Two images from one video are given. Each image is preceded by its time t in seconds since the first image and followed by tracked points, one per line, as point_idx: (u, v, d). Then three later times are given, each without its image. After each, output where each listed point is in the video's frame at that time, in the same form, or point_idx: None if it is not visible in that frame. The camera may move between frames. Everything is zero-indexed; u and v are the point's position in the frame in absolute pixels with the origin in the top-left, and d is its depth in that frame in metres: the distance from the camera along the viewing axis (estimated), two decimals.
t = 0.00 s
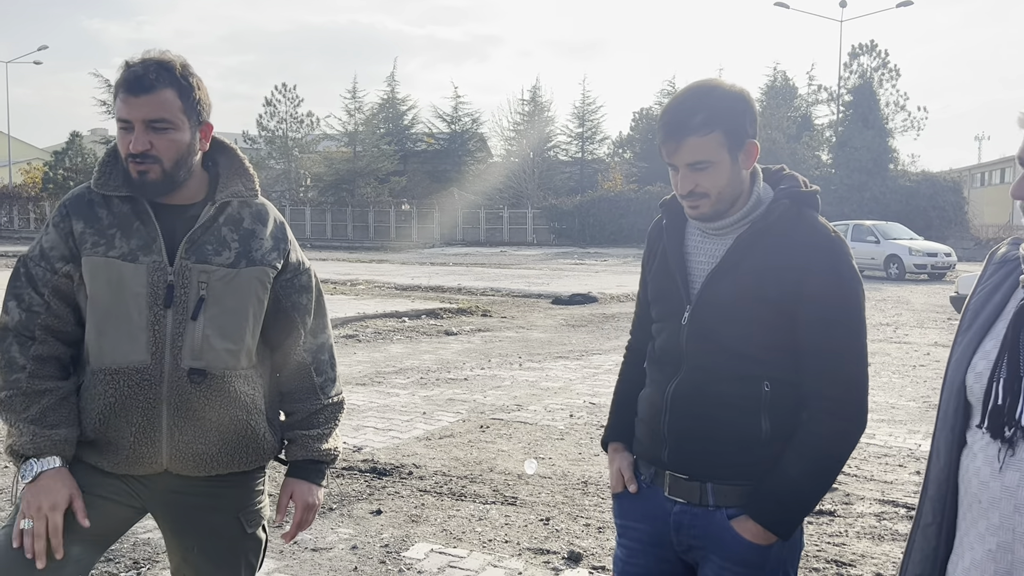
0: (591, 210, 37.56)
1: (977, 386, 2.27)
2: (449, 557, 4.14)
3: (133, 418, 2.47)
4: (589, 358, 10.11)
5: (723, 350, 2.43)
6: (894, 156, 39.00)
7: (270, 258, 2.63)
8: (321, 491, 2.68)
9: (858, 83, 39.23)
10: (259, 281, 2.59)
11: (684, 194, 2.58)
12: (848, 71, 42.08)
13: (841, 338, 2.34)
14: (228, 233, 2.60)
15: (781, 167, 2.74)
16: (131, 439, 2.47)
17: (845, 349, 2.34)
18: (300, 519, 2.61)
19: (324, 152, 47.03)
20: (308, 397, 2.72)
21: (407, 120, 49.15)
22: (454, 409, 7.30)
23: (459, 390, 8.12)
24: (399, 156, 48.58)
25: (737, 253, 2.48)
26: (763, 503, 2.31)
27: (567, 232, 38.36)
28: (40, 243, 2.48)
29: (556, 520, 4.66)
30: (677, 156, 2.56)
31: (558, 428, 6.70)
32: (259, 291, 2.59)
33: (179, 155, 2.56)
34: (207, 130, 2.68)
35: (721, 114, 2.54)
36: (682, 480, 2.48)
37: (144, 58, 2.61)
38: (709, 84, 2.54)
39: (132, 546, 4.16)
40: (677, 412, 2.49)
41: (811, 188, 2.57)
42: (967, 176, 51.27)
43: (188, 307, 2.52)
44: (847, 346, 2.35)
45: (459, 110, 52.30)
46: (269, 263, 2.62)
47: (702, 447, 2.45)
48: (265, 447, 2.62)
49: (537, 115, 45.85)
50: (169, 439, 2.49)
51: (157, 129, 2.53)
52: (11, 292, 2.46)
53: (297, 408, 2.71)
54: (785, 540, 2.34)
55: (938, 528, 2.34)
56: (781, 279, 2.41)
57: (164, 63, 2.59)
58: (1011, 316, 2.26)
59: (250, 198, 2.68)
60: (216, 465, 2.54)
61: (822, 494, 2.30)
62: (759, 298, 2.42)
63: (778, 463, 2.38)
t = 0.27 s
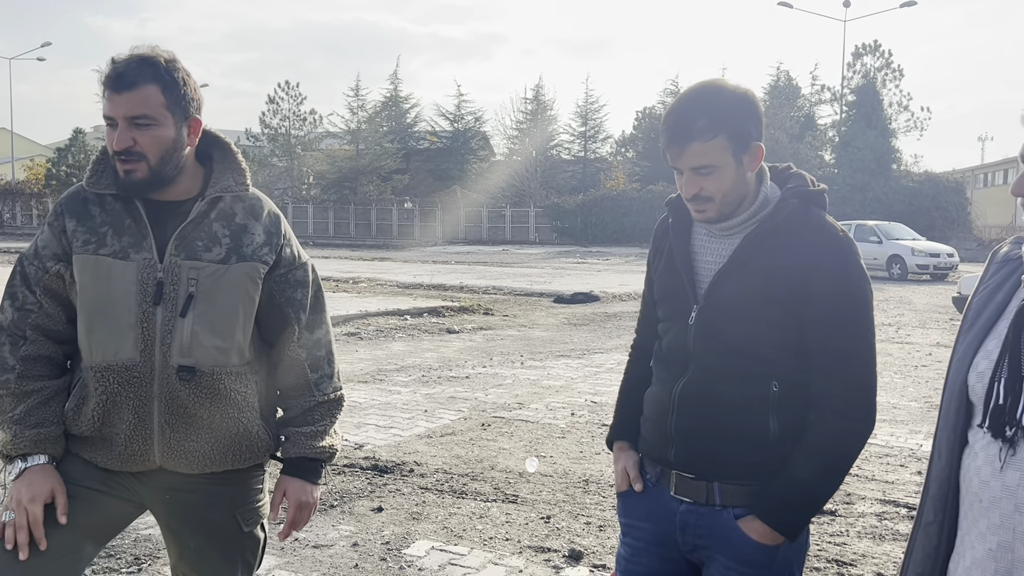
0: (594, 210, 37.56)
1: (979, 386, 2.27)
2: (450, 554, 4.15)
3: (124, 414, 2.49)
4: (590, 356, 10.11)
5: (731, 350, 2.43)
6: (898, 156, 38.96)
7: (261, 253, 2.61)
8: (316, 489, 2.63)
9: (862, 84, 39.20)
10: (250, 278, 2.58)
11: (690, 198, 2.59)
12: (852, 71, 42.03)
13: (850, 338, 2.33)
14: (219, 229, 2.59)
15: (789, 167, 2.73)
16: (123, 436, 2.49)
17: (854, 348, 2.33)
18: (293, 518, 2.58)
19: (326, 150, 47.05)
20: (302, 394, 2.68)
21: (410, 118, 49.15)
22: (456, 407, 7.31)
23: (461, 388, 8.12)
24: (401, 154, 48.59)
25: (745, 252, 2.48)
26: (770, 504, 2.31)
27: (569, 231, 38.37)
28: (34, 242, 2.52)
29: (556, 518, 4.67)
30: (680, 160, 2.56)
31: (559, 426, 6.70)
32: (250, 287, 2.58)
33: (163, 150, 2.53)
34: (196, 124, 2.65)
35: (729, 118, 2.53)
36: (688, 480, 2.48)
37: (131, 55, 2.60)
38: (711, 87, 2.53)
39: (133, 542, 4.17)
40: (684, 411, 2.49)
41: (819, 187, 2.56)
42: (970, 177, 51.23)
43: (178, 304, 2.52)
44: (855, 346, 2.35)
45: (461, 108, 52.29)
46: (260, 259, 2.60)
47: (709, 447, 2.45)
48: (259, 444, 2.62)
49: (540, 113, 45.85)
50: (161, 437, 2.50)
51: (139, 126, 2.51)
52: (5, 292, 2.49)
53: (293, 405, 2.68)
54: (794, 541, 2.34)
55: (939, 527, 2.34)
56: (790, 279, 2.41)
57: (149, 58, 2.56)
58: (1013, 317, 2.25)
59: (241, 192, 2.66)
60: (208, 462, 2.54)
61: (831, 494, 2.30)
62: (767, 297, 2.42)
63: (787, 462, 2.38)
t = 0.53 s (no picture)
0: (594, 209, 37.56)
1: (976, 385, 2.27)
2: (449, 553, 4.15)
3: (118, 413, 2.49)
4: (590, 356, 10.11)
5: (733, 349, 2.43)
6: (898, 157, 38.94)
7: (254, 250, 2.61)
8: (301, 487, 2.61)
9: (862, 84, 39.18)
10: (242, 275, 2.58)
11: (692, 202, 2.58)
12: (852, 72, 42.03)
13: (854, 337, 2.34)
14: (213, 226, 2.59)
15: (790, 167, 2.73)
16: (117, 434, 2.49)
17: (858, 348, 2.34)
18: (276, 514, 2.56)
19: (327, 149, 47.05)
20: (293, 390, 2.68)
21: (411, 118, 49.15)
22: (455, 406, 7.31)
23: (460, 387, 8.12)
24: (402, 153, 48.59)
25: (749, 250, 2.47)
26: (772, 503, 2.31)
27: (570, 230, 38.36)
28: (29, 241, 2.53)
29: (555, 518, 4.66)
30: (682, 164, 2.56)
31: (559, 426, 6.70)
32: (243, 285, 2.58)
33: (152, 150, 2.52)
34: (187, 122, 2.63)
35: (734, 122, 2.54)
36: (689, 479, 2.48)
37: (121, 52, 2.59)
38: (713, 90, 2.54)
39: (132, 540, 4.17)
40: (686, 410, 2.48)
41: (821, 188, 2.57)
42: (971, 178, 51.21)
43: (171, 302, 2.52)
44: (857, 346, 2.36)
45: (462, 108, 52.29)
46: (253, 256, 2.61)
47: (711, 446, 2.44)
48: (253, 441, 2.62)
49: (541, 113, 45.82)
50: (155, 435, 2.50)
51: (128, 125, 2.51)
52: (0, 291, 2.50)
53: (287, 402, 2.68)
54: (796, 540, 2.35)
55: (936, 527, 2.34)
56: (794, 278, 2.41)
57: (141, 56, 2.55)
58: (1010, 316, 2.25)
59: (234, 189, 2.66)
60: (203, 460, 2.54)
61: (834, 492, 2.30)
62: (771, 296, 2.42)
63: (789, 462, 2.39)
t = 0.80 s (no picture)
0: (593, 208, 37.56)
1: (970, 385, 2.27)
2: (445, 552, 4.15)
3: (114, 411, 2.49)
4: (588, 355, 10.12)
5: (721, 347, 2.43)
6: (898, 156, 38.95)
7: (250, 250, 2.61)
8: (301, 485, 2.65)
9: (862, 83, 39.17)
10: (239, 275, 2.58)
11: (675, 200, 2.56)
12: (852, 71, 42.03)
13: (842, 334, 2.36)
14: (209, 226, 2.60)
15: (769, 164, 2.74)
16: (113, 432, 2.49)
17: (846, 345, 2.36)
18: (278, 512, 2.59)
19: (326, 147, 47.03)
20: (290, 389, 2.68)
21: (410, 116, 49.13)
22: (453, 404, 7.31)
23: (458, 385, 8.12)
24: (401, 152, 48.57)
25: (738, 247, 2.47)
26: (763, 499, 2.32)
27: (569, 229, 38.35)
28: (23, 237, 2.52)
29: (552, 516, 4.67)
30: (667, 162, 2.54)
31: (556, 425, 6.71)
32: (240, 284, 2.58)
33: (148, 148, 2.52)
34: (184, 121, 2.64)
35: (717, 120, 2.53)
36: (677, 477, 2.46)
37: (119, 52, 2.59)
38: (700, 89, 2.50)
39: (128, 538, 4.17)
40: (673, 408, 2.46)
41: (803, 186, 2.58)
42: (970, 177, 51.26)
43: (168, 301, 2.52)
44: (845, 343, 2.37)
45: (462, 106, 52.27)
46: (250, 256, 2.61)
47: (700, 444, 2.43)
48: (248, 439, 2.62)
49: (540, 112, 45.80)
50: (151, 434, 2.50)
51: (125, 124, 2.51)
52: None
53: (284, 401, 2.68)
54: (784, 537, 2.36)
55: (929, 527, 2.35)
56: (783, 275, 2.42)
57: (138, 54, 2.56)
58: (1004, 317, 2.26)
59: (230, 189, 2.66)
60: (198, 459, 2.54)
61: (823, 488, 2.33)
62: (760, 294, 2.42)
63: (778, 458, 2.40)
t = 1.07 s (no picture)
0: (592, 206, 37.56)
1: (962, 385, 2.28)
2: (442, 549, 4.16)
3: (110, 409, 2.49)
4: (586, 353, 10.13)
5: (684, 341, 2.43)
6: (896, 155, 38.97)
7: (247, 249, 2.62)
8: (295, 482, 2.67)
9: (861, 82, 39.16)
10: (236, 273, 2.59)
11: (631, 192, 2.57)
12: (851, 70, 42.03)
13: (800, 325, 2.39)
14: (205, 224, 2.60)
15: (719, 161, 2.74)
16: (109, 429, 2.49)
17: (803, 336, 2.39)
18: (271, 509, 2.60)
19: (325, 145, 47.00)
20: (285, 387, 2.69)
21: (409, 113, 49.10)
22: (450, 402, 7.31)
23: (456, 383, 8.12)
24: (400, 149, 48.55)
25: (698, 240, 2.47)
26: (733, 491, 2.33)
27: (567, 227, 38.35)
28: (17, 234, 2.51)
29: (549, 514, 4.68)
30: (624, 153, 2.54)
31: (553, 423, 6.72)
32: (236, 282, 2.59)
33: (145, 147, 2.53)
34: (182, 121, 2.65)
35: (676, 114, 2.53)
36: (646, 476, 2.45)
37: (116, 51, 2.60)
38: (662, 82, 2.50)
39: (125, 535, 4.17)
40: (638, 405, 2.45)
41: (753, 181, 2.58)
42: (969, 175, 51.30)
43: (164, 300, 2.53)
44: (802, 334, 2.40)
45: (461, 104, 52.23)
46: (246, 255, 2.62)
47: (666, 439, 2.43)
48: (243, 437, 2.63)
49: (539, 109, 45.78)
50: (147, 431, 2.51)
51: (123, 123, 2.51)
52: None
53: (277, 398, 2.70)
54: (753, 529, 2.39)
55: (920, 526, 2.36)
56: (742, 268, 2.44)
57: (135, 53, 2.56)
58: (997, 316, 2.27)
59: (227, 188, 2.66)
60: (194, 456, 2.55)
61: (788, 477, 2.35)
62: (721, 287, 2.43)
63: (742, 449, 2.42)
